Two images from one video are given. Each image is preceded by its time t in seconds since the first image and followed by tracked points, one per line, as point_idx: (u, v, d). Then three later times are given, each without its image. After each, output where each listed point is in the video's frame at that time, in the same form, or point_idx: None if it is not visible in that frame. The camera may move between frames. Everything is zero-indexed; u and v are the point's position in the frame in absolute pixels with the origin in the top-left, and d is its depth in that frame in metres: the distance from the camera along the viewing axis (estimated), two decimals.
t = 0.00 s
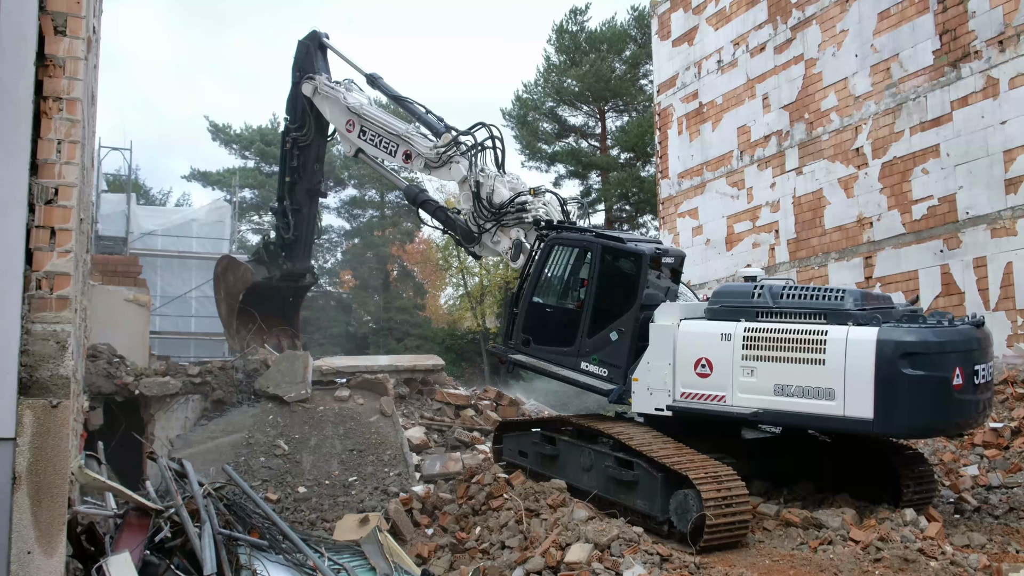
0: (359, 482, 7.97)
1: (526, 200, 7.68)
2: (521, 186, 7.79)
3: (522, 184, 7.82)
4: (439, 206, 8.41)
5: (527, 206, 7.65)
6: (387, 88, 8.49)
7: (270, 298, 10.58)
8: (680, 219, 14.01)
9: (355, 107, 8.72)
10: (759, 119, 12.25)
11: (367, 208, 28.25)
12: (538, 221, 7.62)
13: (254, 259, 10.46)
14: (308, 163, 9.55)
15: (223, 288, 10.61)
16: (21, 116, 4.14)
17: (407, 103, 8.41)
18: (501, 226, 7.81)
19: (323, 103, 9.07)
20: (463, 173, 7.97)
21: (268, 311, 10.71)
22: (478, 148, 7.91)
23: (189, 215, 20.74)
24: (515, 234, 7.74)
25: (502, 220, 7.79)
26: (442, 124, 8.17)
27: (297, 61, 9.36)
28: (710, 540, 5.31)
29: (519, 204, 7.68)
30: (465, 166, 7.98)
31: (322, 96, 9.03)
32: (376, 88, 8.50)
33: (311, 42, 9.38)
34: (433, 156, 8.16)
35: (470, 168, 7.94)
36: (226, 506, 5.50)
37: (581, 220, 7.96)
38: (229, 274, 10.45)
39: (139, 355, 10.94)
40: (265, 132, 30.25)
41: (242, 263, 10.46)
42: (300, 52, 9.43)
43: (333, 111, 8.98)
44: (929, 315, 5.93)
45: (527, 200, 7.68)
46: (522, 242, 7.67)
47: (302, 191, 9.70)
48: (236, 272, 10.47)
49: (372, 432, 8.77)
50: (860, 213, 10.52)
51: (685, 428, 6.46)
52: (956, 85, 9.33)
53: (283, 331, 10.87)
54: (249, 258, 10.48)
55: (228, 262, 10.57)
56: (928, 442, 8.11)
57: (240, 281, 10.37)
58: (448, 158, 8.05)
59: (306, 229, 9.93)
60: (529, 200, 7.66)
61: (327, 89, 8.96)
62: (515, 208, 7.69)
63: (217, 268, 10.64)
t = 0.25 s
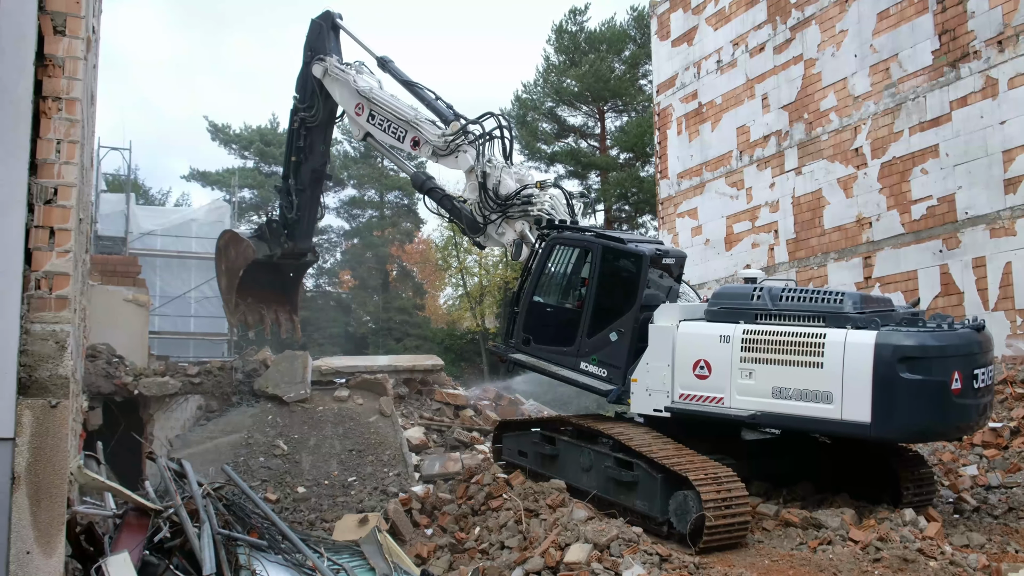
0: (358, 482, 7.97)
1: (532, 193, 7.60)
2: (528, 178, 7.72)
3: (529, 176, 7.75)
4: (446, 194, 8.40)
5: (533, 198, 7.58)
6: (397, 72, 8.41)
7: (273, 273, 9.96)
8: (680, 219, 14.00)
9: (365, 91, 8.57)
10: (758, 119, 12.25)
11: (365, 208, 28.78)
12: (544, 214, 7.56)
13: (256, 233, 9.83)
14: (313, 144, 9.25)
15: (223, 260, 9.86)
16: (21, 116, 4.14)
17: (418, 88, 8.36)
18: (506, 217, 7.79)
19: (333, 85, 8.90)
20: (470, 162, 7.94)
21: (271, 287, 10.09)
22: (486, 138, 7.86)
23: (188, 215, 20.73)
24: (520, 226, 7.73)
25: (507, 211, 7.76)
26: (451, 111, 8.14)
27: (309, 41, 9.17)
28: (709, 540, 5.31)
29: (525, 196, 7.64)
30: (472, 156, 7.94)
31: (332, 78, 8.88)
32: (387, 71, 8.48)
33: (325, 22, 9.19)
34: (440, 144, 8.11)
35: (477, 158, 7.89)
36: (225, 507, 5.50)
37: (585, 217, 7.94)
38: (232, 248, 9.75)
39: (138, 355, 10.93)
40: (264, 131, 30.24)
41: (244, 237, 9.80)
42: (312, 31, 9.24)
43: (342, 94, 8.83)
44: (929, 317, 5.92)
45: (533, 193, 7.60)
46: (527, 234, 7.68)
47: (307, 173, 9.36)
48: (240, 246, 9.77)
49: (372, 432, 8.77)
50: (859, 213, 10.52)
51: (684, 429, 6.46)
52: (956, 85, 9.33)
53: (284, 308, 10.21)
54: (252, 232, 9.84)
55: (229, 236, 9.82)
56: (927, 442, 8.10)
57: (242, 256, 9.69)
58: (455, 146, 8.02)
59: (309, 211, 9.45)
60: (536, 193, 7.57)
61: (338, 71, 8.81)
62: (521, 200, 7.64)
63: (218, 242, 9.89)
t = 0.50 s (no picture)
0: (357, 483, 7.96)
1: (536, 189, 7.65)
2: (532, 173, 7.78)
3: (532, 171, 7.81)
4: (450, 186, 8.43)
5: (537, 193, 7.64)
6: (407, 61, 8.41)
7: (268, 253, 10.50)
8: (680, 220, 14.00)
9: (374, 80, 8.51)
10: (758, 120, 12.25)
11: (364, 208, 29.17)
12: (546, 210, 7.62)
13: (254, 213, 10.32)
14: (317, 130, 9.16)
15: (223, 232, 10.60)
16: (20, 115, 4.14)
17: (427, 79, 8.36)
18: (510, 212, 7.80)
19: (341, 73, 8.77)
20: (476, 156, 7.94)
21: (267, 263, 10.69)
22: (493, 131, 7.87)
23: (187, 215, 20.71)
24: (523, 221, 7.76)
25: (511, 206, 7.78)
26: (459, 103, 8.14)
27: (320, 27, 9.06)
28: (708, 541, 5.30)
29: (529, 190, 7.67)
30: (478, 149, 7.93)
31: (341, 65, 8.74)
32: (397, 59, 8.48)
33: (336, 9, 9.07)
34: (447, 137, 8.11)
35: (483, 151, 7.89)
36: (224, 507, 5.50)
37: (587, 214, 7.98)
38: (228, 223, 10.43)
39: (137, 355, 10.94)
40: (264, 132, 30.24)
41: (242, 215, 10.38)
42: (324, 17, 9.12)
43: (350, 82, 8.72)
44: (927, 318, 5.92)
45: (536, 188, 7.67)
46: (529, 229, 7.70)
47: (308, 159, 9.34)
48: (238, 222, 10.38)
49: (371, 433, 8.77)
50: (859, 214, 10.52)
51: (683, 430, 6.47)
52: (955, 86, 9.33)
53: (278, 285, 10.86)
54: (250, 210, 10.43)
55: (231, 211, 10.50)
56: (926, 444, 8.09)
57: (239, 234, 10.28)
58: (462, 139, 8.02)
59: (308, 194, 9.53)
60: (539, 188, 7.66)
61: (347, 60, 8.69)
62: (525, 195, 7.68)
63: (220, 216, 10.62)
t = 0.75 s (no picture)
0: (356, 484, 7.95)
1: (538, 189, 7.64)
2: (535, 173, 7.77)
3: (534, 171, 7.80)
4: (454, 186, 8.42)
5: (538, 194, 7.62)
6: (413, 59, 8.40)
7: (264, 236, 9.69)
8: (679, 222, 14.00)
9: (379, 79, 8.51)
10: (758, 122, 12.25)
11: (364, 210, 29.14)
12: (547, 210, 7.61)
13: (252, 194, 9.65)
14: (319, 123, 9.12)
15: (216, 217, 9.67)
16: (20, 115, 4.13)
17: (432, 77, 8.35)
18: (512, 212, 7.80)
19: (348, 71, 8.79)
20: (478, 155, 7.93)
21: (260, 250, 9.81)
22: (495, 130, 7.85)
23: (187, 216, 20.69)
24: (525, 221, 7.76)
25: (513, 206, 7.78)
26: (463, 102, 8.14)
27: (329, 23, 9.05)
28: (707, 543, 5.30)
29: (531, 190, 7.66)
30: (481, 149, 7.93)
31: (347, 64, 8.75)
32: (403, 57, 8.48)
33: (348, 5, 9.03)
34: (450, 136, 8.11)
35: (485, 151, 7.88)
36: (222, 508, 5.50)
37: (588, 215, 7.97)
38: (224, 205, 9.56)
39: (136, 355, 10.95)
40: (263, 132, 30.23)
41: (239, 195, 9.63)
42: (334, 14, 9.06)
43: (356, 80, 8.73)
44: (924, 320, 5.90)
45: (538, 189, 7.64)
46: (530, 229, 7.70)
47: (307, 150, 9.25)
48: (233, 205, 9.57)
49: (370, 434, 8.76)
50: (858, 217, 10.52)
51: (682, 432, 6.48)
52: (955, 88, 9.34)
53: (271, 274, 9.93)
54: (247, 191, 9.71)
55: (225, 194, 9.68)
56: (925, 446, 8.09)
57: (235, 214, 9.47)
58: (465, 138, 8.02)
59: (305, 185, 9.39)
60: (541, 188, 7.63)
61: (353, 58, 8.70)
62: (527, 195, 7.67)
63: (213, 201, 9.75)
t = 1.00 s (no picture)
0: (355, 485, 7.95)
1: (537, 193, 7.63)
2: (534, 177, 7.77)
3: (534, 175, 7.80)
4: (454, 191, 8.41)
5: (537, 197, 7.62)
6: (413, 64, 8.40)
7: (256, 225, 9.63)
8: (679, 224, 14.00)
9: (380, 85, 8.51)
10: (757, 124, 12.26)
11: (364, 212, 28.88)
12: (546, 214, 7.61)
13: (246, 184, 9.57)
14: (315, 125, 9.07)
15: (209, 204, 9.59)
16: (19, 116, 4.13)
17: (433, 82, 8.35)
18: (511, 216, 7.81)
19: (348, 78, 8.77)
20: (478, 160, 7.93)
21: (251, 237, 9.74)
22: (495, 135, 7.86)
23: (186, 217, 20.71)
24: (524, 225, 7.76)
25: (513, 210, 7.78)
26: (463, 107, 8.14)
27: (332, 29, 9.03)
28: (706, 546, 5.30)
29: (530, 195, 7.66)
30: (480, 153, 7.92)
31: (347, 71, 8.74)
32: (403, 61, 8.47)
33: (351, 12, 8.97)
34: (450, 141, 8.11)
35: (485, 155, 7.88)
36: (222, 509, 5.51)
37: (587, 218, 7.97)
38: (218, 192, 9.47)
39: (135, 357, 10.95)
40: (263, 134, 30.24)
41: (234, 184, 9.54)
42: (338, 20, 9.01)
43: (356, 87, 8.72)
44: (923, 322, 5.90)
45: (537, 192, 7.63)
46: (529, 233, 7.70)
47: (303, 149, 9.20)
48: (227, 194, 9.48)
49: (369, 435, 8.76)
50: (858, 219, 10.52)
51: (681, 434, 6.48)
52: (955, 90, 9.34)
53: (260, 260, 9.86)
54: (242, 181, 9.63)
55: (219, 182, 9.58)
56: (925, 448, 8.08)
57: (229, 204, 9.39)
58: (465, 143, 8.01)
59: (300, 182, 9.31)
60: (540, 192, 7.63)
61: (354, 65, 8.69)
62: (526, 199, 7.66)
63: (207, 188, 9.64)
